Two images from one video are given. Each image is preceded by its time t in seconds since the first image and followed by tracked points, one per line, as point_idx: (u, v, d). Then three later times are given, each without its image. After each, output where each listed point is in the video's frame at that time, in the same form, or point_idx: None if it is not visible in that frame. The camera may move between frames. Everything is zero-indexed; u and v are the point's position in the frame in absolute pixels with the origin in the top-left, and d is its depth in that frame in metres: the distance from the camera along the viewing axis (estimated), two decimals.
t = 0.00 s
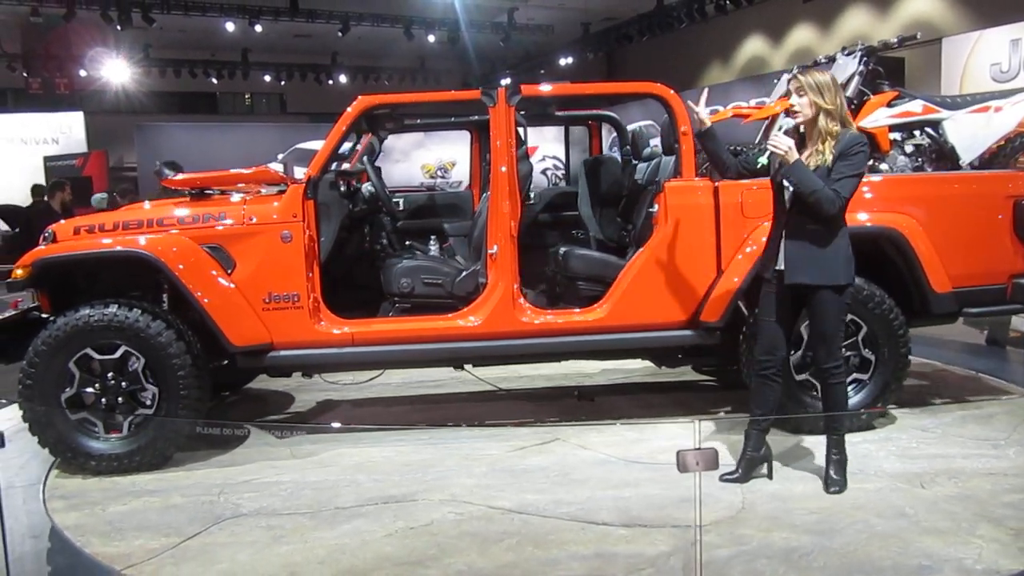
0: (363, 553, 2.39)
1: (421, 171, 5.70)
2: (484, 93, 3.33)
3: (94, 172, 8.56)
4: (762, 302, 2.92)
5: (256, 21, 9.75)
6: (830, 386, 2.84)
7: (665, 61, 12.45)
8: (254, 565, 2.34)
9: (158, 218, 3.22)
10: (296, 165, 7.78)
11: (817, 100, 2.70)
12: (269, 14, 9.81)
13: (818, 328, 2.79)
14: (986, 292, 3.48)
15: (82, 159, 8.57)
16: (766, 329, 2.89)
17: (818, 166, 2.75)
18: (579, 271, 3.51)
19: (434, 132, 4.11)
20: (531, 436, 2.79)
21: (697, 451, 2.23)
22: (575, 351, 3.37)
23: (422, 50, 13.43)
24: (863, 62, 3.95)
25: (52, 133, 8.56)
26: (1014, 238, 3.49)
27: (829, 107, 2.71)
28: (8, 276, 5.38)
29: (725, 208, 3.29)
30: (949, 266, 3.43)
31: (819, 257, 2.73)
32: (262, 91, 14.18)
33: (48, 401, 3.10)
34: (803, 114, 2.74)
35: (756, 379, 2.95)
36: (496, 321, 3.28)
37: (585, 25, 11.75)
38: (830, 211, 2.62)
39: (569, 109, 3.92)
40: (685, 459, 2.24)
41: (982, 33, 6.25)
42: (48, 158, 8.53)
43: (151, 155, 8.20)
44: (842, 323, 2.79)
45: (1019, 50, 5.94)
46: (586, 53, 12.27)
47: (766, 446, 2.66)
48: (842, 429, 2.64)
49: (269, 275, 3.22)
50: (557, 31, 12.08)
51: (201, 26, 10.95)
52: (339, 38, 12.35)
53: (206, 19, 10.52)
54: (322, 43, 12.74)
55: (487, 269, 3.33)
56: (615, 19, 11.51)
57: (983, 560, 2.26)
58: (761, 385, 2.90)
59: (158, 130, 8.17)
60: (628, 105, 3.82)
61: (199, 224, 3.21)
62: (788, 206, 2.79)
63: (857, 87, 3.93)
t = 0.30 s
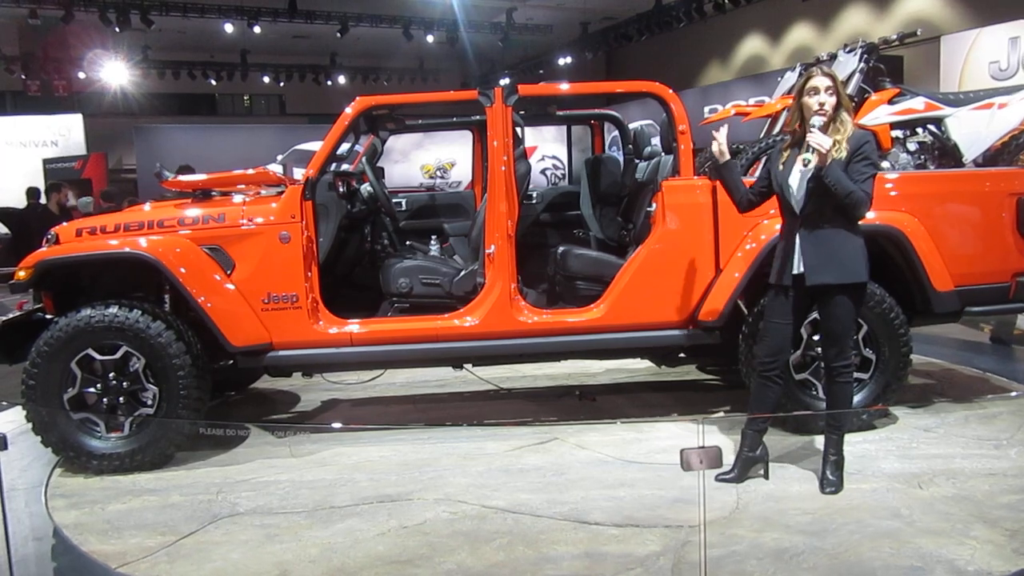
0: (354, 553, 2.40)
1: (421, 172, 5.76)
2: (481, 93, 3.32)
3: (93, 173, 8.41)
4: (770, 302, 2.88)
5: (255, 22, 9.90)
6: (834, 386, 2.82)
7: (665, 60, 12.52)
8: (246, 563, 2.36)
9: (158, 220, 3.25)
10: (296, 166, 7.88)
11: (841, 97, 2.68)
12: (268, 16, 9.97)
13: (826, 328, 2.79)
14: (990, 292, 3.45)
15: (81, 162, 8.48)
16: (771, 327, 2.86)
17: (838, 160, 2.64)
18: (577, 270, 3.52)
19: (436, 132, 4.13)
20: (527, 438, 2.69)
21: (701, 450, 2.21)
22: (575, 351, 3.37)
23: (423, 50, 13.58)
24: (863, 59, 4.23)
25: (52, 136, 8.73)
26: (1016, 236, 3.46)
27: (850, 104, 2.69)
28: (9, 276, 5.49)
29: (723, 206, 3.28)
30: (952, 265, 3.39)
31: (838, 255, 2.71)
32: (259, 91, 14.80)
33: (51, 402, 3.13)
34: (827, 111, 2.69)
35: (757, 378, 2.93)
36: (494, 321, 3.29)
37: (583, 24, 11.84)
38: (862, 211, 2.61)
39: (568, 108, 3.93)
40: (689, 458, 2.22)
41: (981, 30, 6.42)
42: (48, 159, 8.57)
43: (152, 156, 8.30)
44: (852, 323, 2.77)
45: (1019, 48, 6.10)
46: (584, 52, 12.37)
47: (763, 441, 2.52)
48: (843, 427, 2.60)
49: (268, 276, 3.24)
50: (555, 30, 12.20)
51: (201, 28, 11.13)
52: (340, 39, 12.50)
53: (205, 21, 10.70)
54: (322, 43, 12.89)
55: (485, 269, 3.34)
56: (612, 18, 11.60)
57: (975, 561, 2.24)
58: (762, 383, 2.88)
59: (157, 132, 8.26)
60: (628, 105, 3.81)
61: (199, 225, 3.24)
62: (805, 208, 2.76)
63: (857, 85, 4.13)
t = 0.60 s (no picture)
0: (342, 551, 2.42)
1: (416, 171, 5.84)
2: (476, 93, 3.32)
3: (88, 174, 8.55)
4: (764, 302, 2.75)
5: (251, 23, 9.99)
6: (831, 384, 2.69)
7: (661, 58, 12.54)
8: (236, 561, 2.38)
9: (155, 220, 3.28)
10: (291, 166, 7.94)
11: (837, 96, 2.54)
12: (264, 16, 10.06)
13: (823, 327, 2.64)
14: (987, 290, 3.42)
15: (76, 164, 8.60)
16: (766, 326, 2.74)
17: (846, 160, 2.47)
18: (572, 269, 3.52)
19: (434, 132, 4.13)
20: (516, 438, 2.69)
21: (702, 447, 2.22)
22: (570, 350, 3.38)
23: (419, 50, 13.68)
24: (861, 58, 4.36)
25: (46, 137, 8.87)
26: (1016, 234, 3.43)
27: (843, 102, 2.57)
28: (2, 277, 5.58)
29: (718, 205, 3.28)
30: (948, 263, 3.37)
31: (844, 252, 2.57)
32: (255, 91, 14.85)
33: (50, 401, 3.17)
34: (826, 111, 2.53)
35: (752, 377, 2.82)
36: (488, 320, 3.29)
37: (578, 24, 11.88)
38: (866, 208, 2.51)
39: (567, 107, 3.93)
40: (690, 456, 2.22)
41: (976, 28, 6.81)
42: (42, 161, 8.71)
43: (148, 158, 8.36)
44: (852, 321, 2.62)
45: (1011, 48, 6.51)
46: (580, 52, 12.43)
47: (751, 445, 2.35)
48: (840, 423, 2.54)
49: (263, 275, 3.26)
50: (551, 30, 12.26)
51: (197, 28, 11.24)
52: (336, 40, 12.57)
53: (200, 21, 10.81)
54: (318, 44, 12.96)
55: (480, 269, 3.35)
56: (608, 16, 11.65)
57: (962, 562, 2.23)
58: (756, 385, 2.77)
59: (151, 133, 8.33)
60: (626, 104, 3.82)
61: (196, 225, 3.26)
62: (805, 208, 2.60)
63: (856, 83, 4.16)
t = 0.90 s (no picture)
0: (324, 550, 2.42)
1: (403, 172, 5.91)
2: (463, 93, 3.33)
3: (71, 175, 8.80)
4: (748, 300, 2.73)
5: (235, 22, 10.01)
6: (816, 381, 2.68)
7: (649, 56, 12.55)
8: (218, 559, 2.39)
9: (143, 221, 3.29)
10: (275, 166, 7.97)
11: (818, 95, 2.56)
12: (248, 15, 10.08)
13: (806, 324, 2.63)
14: (974, 288, 3.42)
15: (58, 163, 8.75)
16: (751, 323, 2.72)
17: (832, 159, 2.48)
18: (559, 268, 3.52)
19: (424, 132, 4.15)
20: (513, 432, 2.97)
21: (697, 445, 2.30)
22: (557, 349, 3.38)
23: (404, 49, 13.70)
24: (848, 56, 4.42)
25: (27, 137, 8.92)
26: (1003, 232, 3.44)
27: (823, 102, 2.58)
28: None
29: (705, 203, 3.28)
30: (934, 260, 3.38)
31: (827, 251, 2.56)
32: (239, 91, 14.77)
33: (39, 401, 3.19)
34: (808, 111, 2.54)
35: (736, 376, 2.82)
36: (475, 319, 3.30)
37: (563, 24, 11.97)
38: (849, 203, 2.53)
39: (555, 106, 3.94)
40: (685, 453, 2.31)
41: (958, 27, 7.00)
42: (24, 161, 8.79)
43: (133, 159, 8.41)
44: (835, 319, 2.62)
45: (992, 46, 6.76)
46: (563, 52, 12.51)
47: (740, 446, 2.44)
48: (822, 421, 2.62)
49: (251, 275, 3.28)
50: (536, 29, 12.34)
51: (180, 27, 11.26)
52: (320, 39, 12.59)
53: (184, 21, 10.84)
54: (303, 44, 12.98)
55: (467, 268, 3.35)
56: (593, 16, 11.68)
57: (941, 559, 2.23)
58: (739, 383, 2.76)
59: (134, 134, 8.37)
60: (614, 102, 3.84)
61: (184, 225, 3.28)
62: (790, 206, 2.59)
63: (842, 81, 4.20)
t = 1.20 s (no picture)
0: (305, 546, 2.44)
1: (396, 169, 5.98)
2: (452, 92, 3.33)
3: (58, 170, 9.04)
4: (732, 301, 2.74)
5: (224, 18, 10.02)
6: (800, 380, 2.68)
7: (642, 55, 12.54)
8: (199, 554, 2.41)
9: (135, 218, 3.32)
10: (265, 163, 8.01)
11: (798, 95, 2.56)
12: (237, 12, 10.11)
13: (789, 324, 2.62)
14: (966, 289, 3.41)
15: (46, 161, 9.00)
16: (735, 322, 2.73)
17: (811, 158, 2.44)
18: (549, 267, 3.53)
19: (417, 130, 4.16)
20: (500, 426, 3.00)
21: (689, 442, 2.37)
22: (546, 348, 3.39)
23: (395, 47, 13.69)
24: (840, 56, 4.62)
25: (13, 134, 8.84)
26: (994, 233, 3.42)
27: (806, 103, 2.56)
28: None
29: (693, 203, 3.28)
30: (925, 262, 3.37)
31: (809, 252, 2.55)
32: (228, 89, 14.77)
33: (30, 397, 3.21)
34: (787, 110, 2.54)
35: (720, 376, 2.82)
36: (464, 318, 3.31)
37: (555, 22, 11.94)
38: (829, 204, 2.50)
39: (549, 104, 3.94)
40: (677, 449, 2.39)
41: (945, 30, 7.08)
42: (12, 158, 8.85)
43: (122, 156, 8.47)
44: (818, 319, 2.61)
45: (980, 48, 6.80)
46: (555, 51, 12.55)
47: (724, 448, 2.50)
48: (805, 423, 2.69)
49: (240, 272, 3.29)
50: (527, 28, 12.37)
51: (169, 23, 11.27)
52: (311, 37, 12.62)
53: (173, 17, 10.85)
54: (292, 41, 12.98)
55: (456, 266, 3.36)
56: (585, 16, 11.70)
57: (918, 560, 2.23)
58: (723, 382, 2.76)
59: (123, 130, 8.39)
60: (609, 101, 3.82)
61: (174, 223, 3.30)
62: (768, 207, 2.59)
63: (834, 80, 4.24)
